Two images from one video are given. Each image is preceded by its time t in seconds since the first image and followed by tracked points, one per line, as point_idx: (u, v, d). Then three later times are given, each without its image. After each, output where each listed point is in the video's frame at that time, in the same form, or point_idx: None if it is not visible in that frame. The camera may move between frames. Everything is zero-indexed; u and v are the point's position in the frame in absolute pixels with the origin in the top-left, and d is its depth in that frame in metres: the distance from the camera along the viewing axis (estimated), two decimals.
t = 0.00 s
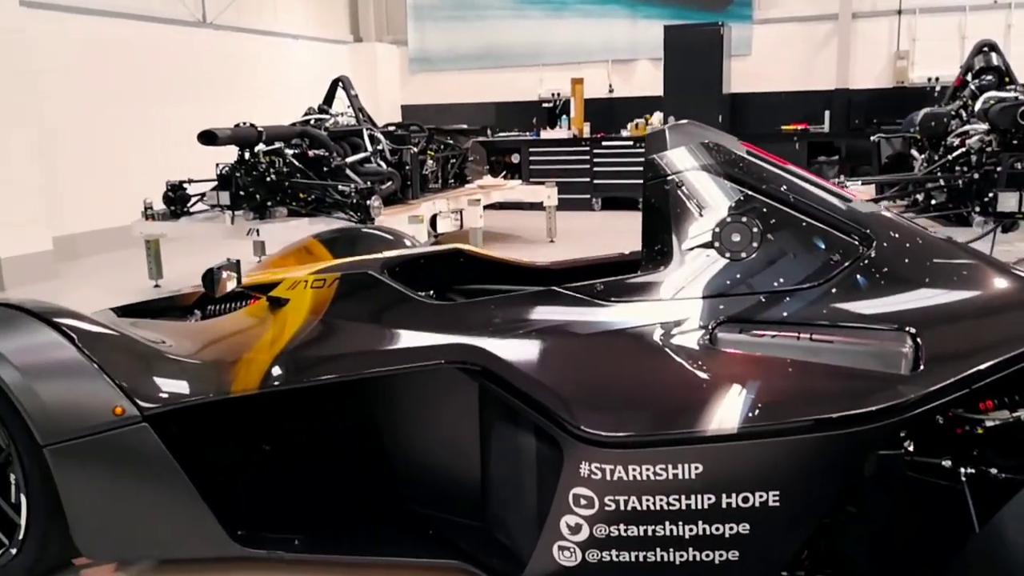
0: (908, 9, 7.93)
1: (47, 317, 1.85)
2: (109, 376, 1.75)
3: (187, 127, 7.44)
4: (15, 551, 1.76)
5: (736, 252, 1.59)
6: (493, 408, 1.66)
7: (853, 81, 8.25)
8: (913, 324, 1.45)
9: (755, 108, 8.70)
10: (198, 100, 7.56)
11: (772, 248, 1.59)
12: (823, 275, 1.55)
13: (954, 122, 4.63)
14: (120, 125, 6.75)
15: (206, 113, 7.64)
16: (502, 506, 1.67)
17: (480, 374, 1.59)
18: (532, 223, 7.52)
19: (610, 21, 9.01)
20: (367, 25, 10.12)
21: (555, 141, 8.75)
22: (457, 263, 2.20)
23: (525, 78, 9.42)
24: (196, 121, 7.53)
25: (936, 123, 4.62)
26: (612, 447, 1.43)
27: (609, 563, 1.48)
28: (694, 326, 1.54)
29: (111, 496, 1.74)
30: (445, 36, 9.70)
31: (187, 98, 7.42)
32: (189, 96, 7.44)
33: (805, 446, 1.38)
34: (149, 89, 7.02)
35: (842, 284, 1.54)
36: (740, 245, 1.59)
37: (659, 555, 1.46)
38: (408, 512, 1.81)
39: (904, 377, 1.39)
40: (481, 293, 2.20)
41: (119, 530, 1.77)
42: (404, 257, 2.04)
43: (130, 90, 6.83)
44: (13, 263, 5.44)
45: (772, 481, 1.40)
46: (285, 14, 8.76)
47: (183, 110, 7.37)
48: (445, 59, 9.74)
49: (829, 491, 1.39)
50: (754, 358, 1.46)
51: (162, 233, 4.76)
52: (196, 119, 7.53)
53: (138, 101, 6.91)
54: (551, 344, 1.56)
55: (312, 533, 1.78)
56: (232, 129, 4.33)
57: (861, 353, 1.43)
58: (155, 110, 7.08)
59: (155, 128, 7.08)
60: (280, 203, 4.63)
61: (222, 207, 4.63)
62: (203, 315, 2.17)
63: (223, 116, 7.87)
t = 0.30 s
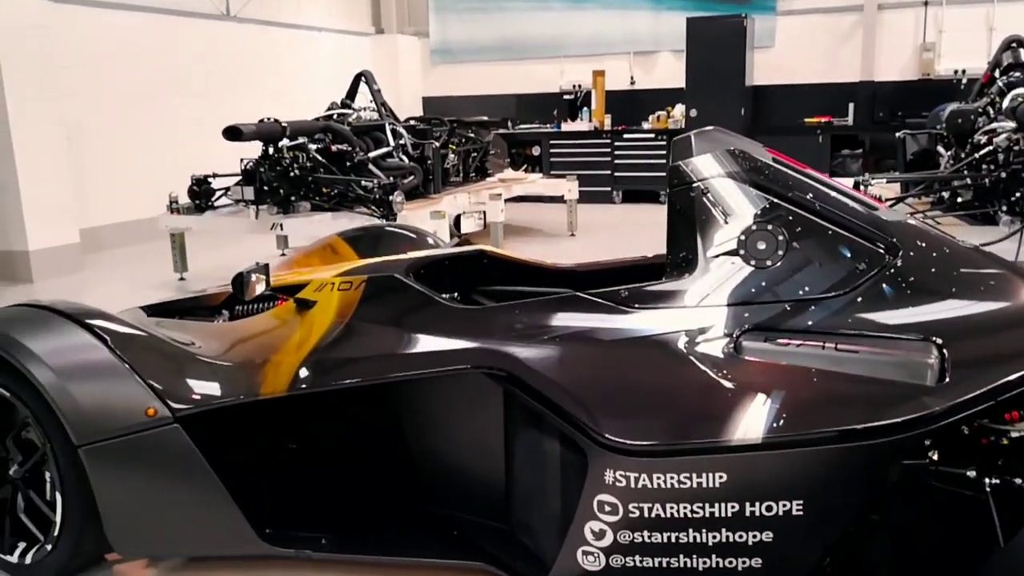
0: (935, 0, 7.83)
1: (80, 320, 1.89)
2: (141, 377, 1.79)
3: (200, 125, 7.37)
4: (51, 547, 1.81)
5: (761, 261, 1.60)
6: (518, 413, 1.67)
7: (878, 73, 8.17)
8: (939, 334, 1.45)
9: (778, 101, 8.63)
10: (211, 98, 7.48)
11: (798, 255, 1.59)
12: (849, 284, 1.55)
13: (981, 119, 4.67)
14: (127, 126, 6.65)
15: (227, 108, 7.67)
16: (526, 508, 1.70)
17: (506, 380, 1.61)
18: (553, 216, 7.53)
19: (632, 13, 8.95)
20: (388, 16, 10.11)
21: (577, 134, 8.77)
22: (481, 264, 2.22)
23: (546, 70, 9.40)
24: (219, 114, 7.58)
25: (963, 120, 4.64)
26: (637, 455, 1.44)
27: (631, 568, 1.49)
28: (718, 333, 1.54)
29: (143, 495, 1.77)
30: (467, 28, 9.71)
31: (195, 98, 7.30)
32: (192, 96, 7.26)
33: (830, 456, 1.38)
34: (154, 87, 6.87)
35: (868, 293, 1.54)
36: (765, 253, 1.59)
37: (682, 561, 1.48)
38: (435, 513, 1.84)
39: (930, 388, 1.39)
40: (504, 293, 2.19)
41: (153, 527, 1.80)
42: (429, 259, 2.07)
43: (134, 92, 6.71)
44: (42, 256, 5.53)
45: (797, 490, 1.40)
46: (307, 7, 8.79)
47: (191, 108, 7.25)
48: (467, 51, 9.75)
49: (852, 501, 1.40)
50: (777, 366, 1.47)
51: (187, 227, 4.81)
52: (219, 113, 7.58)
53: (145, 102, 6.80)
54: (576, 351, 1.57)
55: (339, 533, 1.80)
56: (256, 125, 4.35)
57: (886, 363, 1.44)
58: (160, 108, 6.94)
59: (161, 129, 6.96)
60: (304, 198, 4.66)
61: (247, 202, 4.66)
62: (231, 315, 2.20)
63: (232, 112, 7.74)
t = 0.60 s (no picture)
0: None
1: (115, 318, 1.92)
2: (174, 375, 1.83)
3: (213, 117, 7.29)
4: (88, 540, 1.86)
5: (790, 266, 1.60)
6: (546, 416, 1.69)
7: (906, 62, 8.07)
8: (969, 343, 1.45)
9: (804, 90, 8.56)
10: (211, 93, 7.25)
11: (827, 261, 1.59)
12: (878, 291, 1.55)
13: (1012, 113, 4.75)
14: (135, 122, 6.55)
15: (245, 98, 7.64)
16: (554, 507, 1.72)
17: (535, 384, 1.62)
18: (575, 206, 7.53)
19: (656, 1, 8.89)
20: (411, 5, 10.11)
21: (600, 124, 8.78)
22: (507, 264, 2.23)
23: (570, 58, 9.37)
24: (242, 105, 7.61)
25: (993, 114, 4.75)
26: (665, 461, 1.46)
27: (659, 570, 1.51)
28: (747, 339, 1.55)
29: (179, 491, 1.81)
30: (490, 16, 9.69)
31: (192, 94, 7.07)
32: (189, 93, 7.01)
33: (858, 464, 1.39)
34: (146, 85, 6.63)
35: (898, 299, 1.53)
36: (794, 259, 1.59)
37: (709, 565, 1.49)
38: (463, 511, 1.87)
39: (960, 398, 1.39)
40: (531, 293, 2.21)
41: (188, 521, 1.84)
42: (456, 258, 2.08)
43: (149, 84, 6.65)
44: (73, 245, 5.62)
45: (824, 497, 1.41)
46: None
47: (184, 100, 6.97)
48: (490, 39, 9.75)
49: (880, 509, 1.40)
50: (806, 373, 1.47)
51: (214, 218, 4.87)
52: (241, 103, 7.60)
53: (139, 98, 6.57)
54: (604, 354, 1.59)
55: (369, 530, 1.85)
56: (282, 118, 4.41)
57: (915, 371, 1.44)
58: (155, 105, 6.72)
59: (157, 127, 6.75)
60: (329, 189, 4.71)
61: (272, 192, 4.77)
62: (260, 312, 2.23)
63: (225, 105, 7.41)
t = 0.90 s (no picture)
0: None
1: (149, 318, 1.95)
2: (208, 374, 1.86)
3: (238, 107, 7.32)
4: (124, 536, 1.90)
5: (822, 274, 1.59)
6: (574, 420, 1.69)
7: (937, 51, 7.96)
8: (1003, 354, 1.44)
9: (831, 80, 8.47)
10: (207, 93, 7.00)
11: (860, 269, 1.58)
12: (912, 299, 1.54)
13: None
14: (160, 113, 6.60)
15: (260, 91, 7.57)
16: (581, 511, 1.73)
17: (565, 389, 1.63)
18: (600, 197, 7.52)
19: None
20: None
21: (624, 114, 8.77)
22: (534, 264, 2.23)
23: (594, 47, 9.34)
24: (267, 95, 7.65)
25: None
26: (695, 469, 1.47)
27: None
28: (777, 347, 1.54)
29: (213, 489, 1.84)
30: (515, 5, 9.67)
31: (187, 92, 6.83)
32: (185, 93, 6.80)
33: (889, 476, 1.39)
34: (147, 85, 6.46)
35: (932, 309, 1.52)
36: (827, 266, 1.58)
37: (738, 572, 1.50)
38: (490, 510, 1.89)
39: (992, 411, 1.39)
40: (559, 294, 2.22)
41: (221, 518, 1.87)
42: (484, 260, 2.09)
43: (174, 75, 6.69)
44: (102, 235, 5.69)
45: (854, 508, 1.41)
46: None
47: (180, 98, 6.75)
48: (515, 28, 9.74)
49: (911, 521, 1.40)
50: (838, 383, 1.47)
51: (242, 209, 4.92)
52: (264, 93, 7.63)
53: (139, 99, 6.39)
54: (634, 360, 1.59)
55: (397, 529, 1.87)
56: (310, 110, 4.43)
57: (949, 383, 1.43)
58: (154, 105, 6.54)
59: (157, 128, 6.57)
60: (355, 181, 4.74)
61: (298, 185, 4.80)
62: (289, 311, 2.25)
63: (225, 105, 7.19)
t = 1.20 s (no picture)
0: None
1: (182, 314, 1.98)
2: (240, 370, 1.89)
3: (263, 95, 7.38)
4: (158, 528, 1.94)
5: (853, 278, 1.58)
6: (602, 421, 1.70)
7: (968, 39, 7.84)
8: None
9: (859, 69, 8.38)
10: (232, 81, 7.04)
11: (893, 273, 1.57)
12: (945, 305, 1.53)
13: None
14: (188, 102, 6.65)
15: (274, 84, 7.48)
16: (608, 509, 1.74)
17: (594, 390, 1.63)
18: (624, 187, 7.50)
19: None
20: None
21: (648, 103, 8.73)
22: (561, 260, 2.23)
23: (619, 34, 9.28)
24: (292, 83, 7.70)
25: None
26: (724, 474, 1.47)
27: None
28: (808, 351, 1.54)
29: (245, 484, 1.87)
30: None
31: (211, 79, 6.84)
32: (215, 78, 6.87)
33: (921, 483, 1.38)
34: (178, 69, 6.53)
35: (966, 315, 1.52)
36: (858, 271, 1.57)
37: None
38: (521, 510, 1.89)
39: None
40: (587, 291, 2.24)
41: (253, 512, 1.90)
42: (510, 257, 2.09)
43: (201, 64, 6.74)
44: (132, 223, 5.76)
45: (884, 515, 1.41)
46: None
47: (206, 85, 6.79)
48: (539, 15, 9.71)
49: (941, 529, 1.39)
50: (870, 389, 1.46)
51: (268, 199, 4.95)
52: (290, 81, 7.67)
53: (171, 85, 6.48)
54: (666, 363, 1.59)
55: (426, 524, 1.88)
56: (335, 101, 4.44)
57: (981, 390, 1.42)
58: (186, 89, 6.62)
59: (189, 112, 6.66)
60: (380, 172, 4.76)
61: (324, 176, 4.77)
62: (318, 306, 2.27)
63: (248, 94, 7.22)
